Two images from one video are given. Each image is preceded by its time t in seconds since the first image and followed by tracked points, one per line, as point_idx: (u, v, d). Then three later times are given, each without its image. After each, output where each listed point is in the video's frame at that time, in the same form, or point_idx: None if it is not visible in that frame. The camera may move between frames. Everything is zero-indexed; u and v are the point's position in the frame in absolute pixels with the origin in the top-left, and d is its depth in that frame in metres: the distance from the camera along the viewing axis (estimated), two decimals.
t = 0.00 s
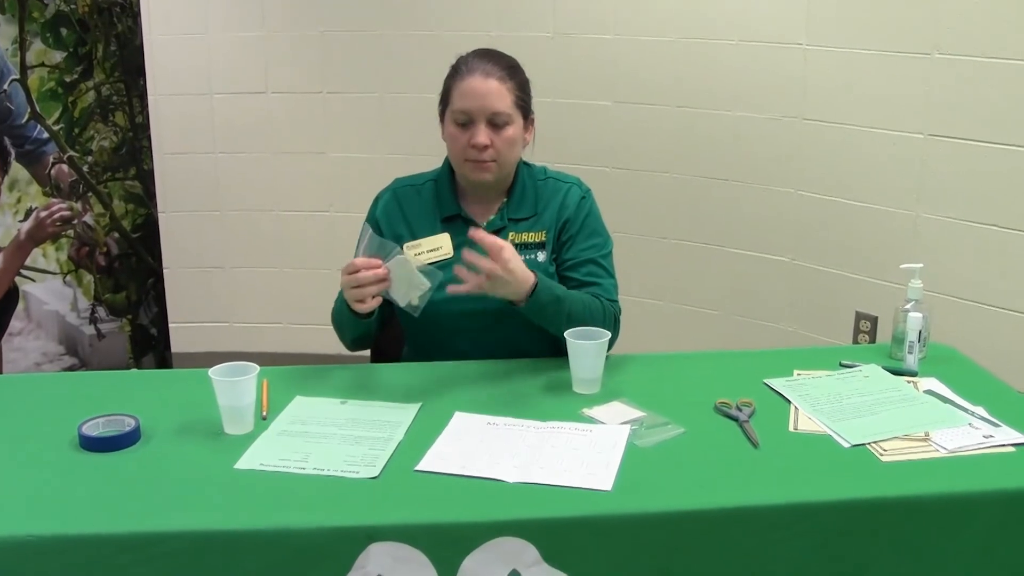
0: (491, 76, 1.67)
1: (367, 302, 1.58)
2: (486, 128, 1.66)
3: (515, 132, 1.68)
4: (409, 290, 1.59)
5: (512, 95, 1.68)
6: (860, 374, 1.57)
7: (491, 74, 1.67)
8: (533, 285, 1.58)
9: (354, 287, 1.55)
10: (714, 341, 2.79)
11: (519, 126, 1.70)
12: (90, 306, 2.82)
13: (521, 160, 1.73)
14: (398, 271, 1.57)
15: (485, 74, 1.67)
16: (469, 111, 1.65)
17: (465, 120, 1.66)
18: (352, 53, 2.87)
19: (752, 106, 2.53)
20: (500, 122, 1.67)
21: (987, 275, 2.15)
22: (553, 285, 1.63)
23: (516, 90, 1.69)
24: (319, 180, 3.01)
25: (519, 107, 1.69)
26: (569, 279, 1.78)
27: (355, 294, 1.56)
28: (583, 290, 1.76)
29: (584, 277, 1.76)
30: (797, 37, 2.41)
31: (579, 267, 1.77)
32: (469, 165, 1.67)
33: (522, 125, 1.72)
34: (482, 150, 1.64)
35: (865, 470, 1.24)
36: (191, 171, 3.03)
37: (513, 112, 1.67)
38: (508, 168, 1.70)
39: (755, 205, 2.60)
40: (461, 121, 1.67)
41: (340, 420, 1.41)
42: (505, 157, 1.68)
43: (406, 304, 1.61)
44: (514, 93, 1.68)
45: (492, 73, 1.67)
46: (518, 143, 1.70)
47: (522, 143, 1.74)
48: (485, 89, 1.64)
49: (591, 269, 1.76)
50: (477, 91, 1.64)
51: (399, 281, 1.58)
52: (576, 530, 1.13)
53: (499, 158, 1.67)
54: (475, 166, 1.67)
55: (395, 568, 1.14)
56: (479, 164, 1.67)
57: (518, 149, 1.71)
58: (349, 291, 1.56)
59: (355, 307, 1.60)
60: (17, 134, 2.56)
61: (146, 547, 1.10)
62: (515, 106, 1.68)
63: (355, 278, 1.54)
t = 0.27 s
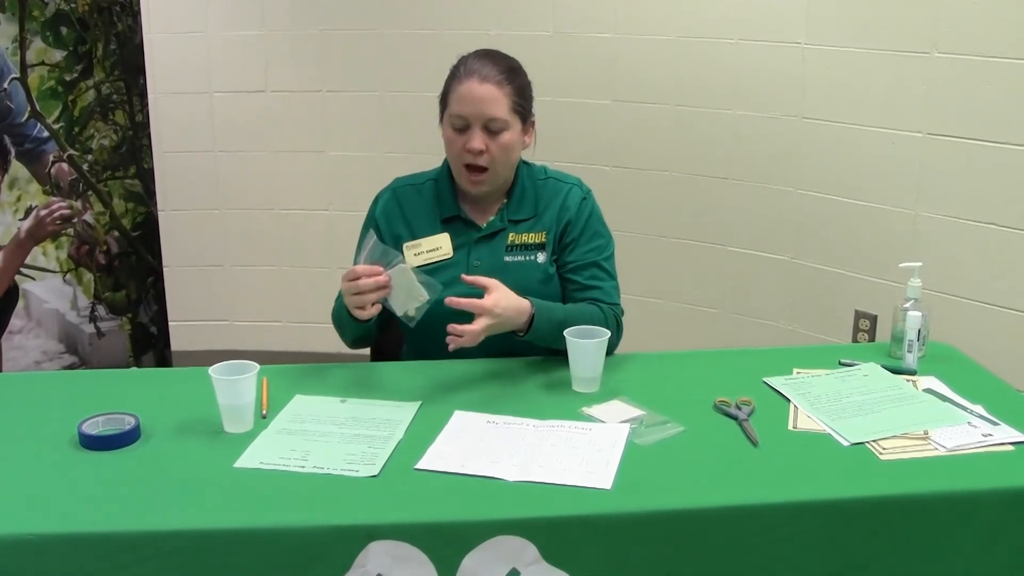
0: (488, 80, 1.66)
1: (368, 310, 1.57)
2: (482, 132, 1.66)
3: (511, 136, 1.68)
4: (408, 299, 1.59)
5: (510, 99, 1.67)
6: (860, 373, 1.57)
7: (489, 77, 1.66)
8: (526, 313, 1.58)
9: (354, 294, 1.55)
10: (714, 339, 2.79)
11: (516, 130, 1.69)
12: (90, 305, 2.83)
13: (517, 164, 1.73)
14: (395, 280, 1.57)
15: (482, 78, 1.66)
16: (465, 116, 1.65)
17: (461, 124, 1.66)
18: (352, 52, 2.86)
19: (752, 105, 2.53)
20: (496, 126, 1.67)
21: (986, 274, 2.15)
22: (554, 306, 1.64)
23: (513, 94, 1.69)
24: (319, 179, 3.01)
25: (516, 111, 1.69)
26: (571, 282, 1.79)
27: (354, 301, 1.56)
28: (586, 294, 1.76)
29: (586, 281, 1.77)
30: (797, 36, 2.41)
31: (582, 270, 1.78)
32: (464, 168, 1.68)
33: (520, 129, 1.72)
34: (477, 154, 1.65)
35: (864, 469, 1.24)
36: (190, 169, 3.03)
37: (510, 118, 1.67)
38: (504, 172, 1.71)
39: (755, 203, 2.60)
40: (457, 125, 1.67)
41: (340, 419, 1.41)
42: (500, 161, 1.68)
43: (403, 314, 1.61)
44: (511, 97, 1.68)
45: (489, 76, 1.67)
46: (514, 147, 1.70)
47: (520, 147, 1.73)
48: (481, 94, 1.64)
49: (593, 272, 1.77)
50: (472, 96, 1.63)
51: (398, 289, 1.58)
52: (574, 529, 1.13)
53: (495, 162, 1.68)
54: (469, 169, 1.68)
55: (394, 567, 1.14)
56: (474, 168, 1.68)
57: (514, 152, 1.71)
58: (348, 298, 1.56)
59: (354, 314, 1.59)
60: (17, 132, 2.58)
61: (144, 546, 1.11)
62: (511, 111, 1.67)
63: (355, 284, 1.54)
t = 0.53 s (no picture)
0: (491, 81, 1.66)
1: (373, 302, 1.58)
2: (483, 134, 1.66)
3: (513, 138, 1.69)
4: (417, 294, 1.59)
5: (512, 102, 1.67)
6: (861, 375, 1.57)
7: (492, 79, 1.66)
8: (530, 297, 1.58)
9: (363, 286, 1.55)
10: (715, 341, 2.79)
11: (518, 132, 1.70)
12: (92, 305, 2.83)
13: (518, 166, 1.73)
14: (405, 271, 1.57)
15: (486, 79, 1.66)
16: (467, 116, 1.65)
17: (463, 124, 1.67)
18: (354, 53, 2.87)
19: (753, 107, 2.53)
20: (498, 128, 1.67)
21: (987, 276, 2.15)
22: (558, 297, 1.64)
23: (516, 95, 1.69)
24: (320, 180, 3.01)
25: (519, 113, 1.69)
26: (573, 283, 1.79)
27: (363, 292, 1.56)
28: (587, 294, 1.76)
29: (588, 281, 1.77)
30: (799, 39, 2.41)
31: (583, 270, 1.78)
32: (464, 169, 1.69)
33: (522, 132, 1.72)
34: (478, 156, 1.65)
35: (866, 471, 1.24)
36: (192, 169, 3.04)
37: (512, 120, 1.67)
38: (505, 173, 1.71)
39: (756, 205, 2.60)
40: (460, 125, 1.67)
41: (341, 420, 1.41)
42: (501, 163, 1.69)
43: (408, 310, 1.61)
44: (514, 99, 1.68)
45: (492, 78, 1.67)
46: (516, 149, 1.70)
47: (522, 149, 1.74)
48: (483, 96, 1.64)
49: (595, 273, 1.77)
50: (475, 97, 1.64)
51: (409, 282, 1.58)
52: (576, 531, 1.13)
53: (496, 163, 1.68)
54: (470, 170, 1.68)
55: (395, 568, 1.14)
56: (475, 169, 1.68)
57: (516, 154, 1.71)
58: (358, 289, 1.55)
59: (359, 305, 1.60)
60: (19, 133, 2.58)
61: (146, 546, 1.11)
62: (514, 113, 1.68)
63: (367, 276, 1.54)
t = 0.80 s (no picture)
0: (488, 87, 1.66)
1: (377, 295, 1.56)
2: (479, 139, 1.66)
3: (509, 143, 1.69)
4: (419, 289, 1.60)
5: (508, 107, 1.67)
6: (860, 377, 1.57)
7: (488, 85, 1.66)
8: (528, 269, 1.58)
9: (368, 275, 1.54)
10: (713, 342, 2.80)
11: (514, 137, 1.70)
12: (91, 306, 2.83)
13: (515, 170, 1.74)
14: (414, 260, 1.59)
15: (482, 84, 1.66)
16: (462, 122, 1.65)
17: (459, 129, 1.67)
18: (353, 54, 2.87)
19: (753, 109, 2.53)
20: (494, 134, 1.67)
21: (985, 278, 2.15)
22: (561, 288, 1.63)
23: (513, 101, 1.69)
24: (320, 181, 3.01)
25: (515, 118, 1.69)
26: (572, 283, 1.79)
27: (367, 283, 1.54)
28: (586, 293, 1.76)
29: (586, 281, 1.77)
30: (798, 41, 2.41)
31: (581, 270, 1.78)
32: (460, 174, 1.70)
33: (519, 136, 1.72)
34: (472, 161, 1.66)
35: (865, 473, 1.24)
36: (192, 170, 3.04)
37: (508, 125, 1.67)
38: (500, 178, 1.72)
39: (755, 206, 2.60)
40: (456, 130, 1.68)
41: (340, 421, 1.41)
42: (497, 169, 1.69)
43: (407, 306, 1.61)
44: (510, 104, 1.68)
45: (489, 83, 1.67)
46: (512, 154, 1.70)
47: (519, 153, 1.74)
48: (478, 102, 1.64)
49: (593, 273, 1.77)
50: (470, 103, 1.64)
51: (412, 276, 1.59)
52: (574, 532, 1.13)
53: (491, 169, 1.69)
54: (465, 175, 1.69)
55: (394, 568, 1.14)
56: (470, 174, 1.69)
57: (512, 159, 1.71)
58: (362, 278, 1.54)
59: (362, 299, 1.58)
60: (19, 133, 2.58)
61: (145, 546, 1.11)
62: (510, 119, 1.67)
63: (375, 267, 1.53)
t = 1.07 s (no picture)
0: (487, 89, 1.66)
1: (370, 294, 1.57)
2: (477, 141, 1.67)
3: (508, 145, 1.69)
4: (412, 290, 1.60)
5: (508, 109, 1.67)
6: (860, 379, 1.57)
7: (487, 86, 1.66)
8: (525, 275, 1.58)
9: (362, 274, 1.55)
10: (713, 344, 2.80)
11: (513, 139, 1.70)
12: (92, 307, 2.83)
13: (514, 173, 1.74)
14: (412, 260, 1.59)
15: (482, 87, 1.66)
16: (461, 124, 1.66)
17: (458, 131, 1.67)
18: (354, 56, 2.87)
19: (753, 111, 2.54)
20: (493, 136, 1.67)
21: (987, 279, 2.15)
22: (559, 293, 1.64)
23: (512, 103, 1.69)
24: (321, 183, 3.01)
25: (515, 121, 1.69)
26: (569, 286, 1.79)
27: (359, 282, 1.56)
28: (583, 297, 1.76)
29: (584, 284, 1.77)
30: (799, 42, 2.42)
31: (579, 275, 1.78)
32: (459, 175, 1.70)
33: (519, 139, 1.72)
34: (471, 163, 1.66)
35: (865, 474, 1.24)
36: (193, 171, 3.04)
37: (507, 128, 1.67)
38: (499, 180, 1.72)
39: (756, 208, 2.60)
40: (455, 132, 1.68)
41: (341, 422, 1.41)
42: (495, 171, 1.69)
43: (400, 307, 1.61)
44: (509, 107, 1.68)
45: (488, 85, 1.67)
46: (511, 156, 1.70)
47: (519, 156, 1.74)
48: (477, 104, 1.64)
49: (591, 276, 1.77)
50: (469, 105, 1.64)
51: (405, 277, 1.59)
52: (575, 533, 1.13)
53: (489, 171, 1.69)
54: (464, 176, 1.69)
55: (395, 570, 1.14)
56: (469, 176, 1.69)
57: (511, 162, 1.71)
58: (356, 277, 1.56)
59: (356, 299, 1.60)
60: (20, 134, 2.56)
61: (147, 547, 1.11)
62: (509, 121, 1.68)
63: (368, 266, 1.55)
